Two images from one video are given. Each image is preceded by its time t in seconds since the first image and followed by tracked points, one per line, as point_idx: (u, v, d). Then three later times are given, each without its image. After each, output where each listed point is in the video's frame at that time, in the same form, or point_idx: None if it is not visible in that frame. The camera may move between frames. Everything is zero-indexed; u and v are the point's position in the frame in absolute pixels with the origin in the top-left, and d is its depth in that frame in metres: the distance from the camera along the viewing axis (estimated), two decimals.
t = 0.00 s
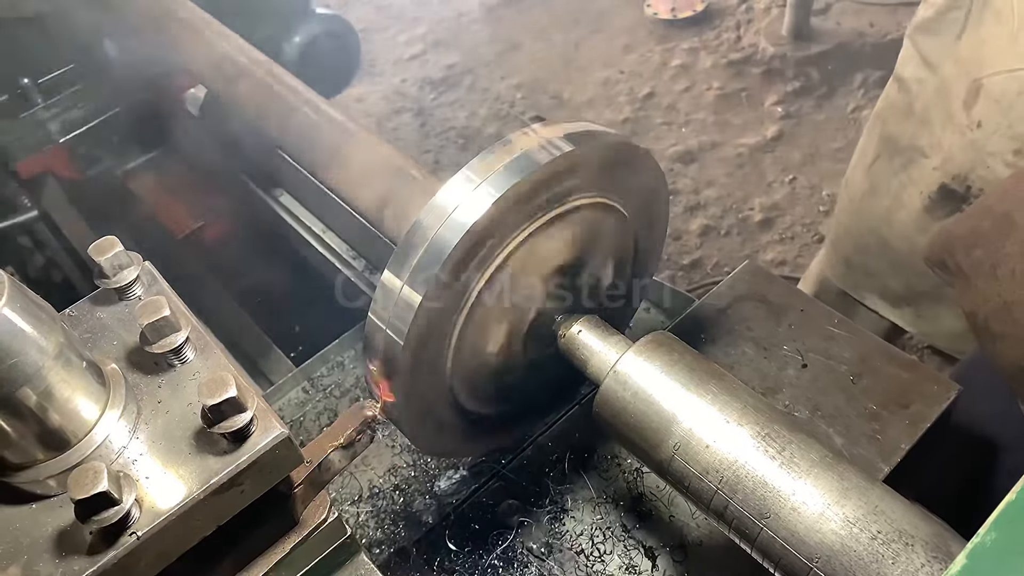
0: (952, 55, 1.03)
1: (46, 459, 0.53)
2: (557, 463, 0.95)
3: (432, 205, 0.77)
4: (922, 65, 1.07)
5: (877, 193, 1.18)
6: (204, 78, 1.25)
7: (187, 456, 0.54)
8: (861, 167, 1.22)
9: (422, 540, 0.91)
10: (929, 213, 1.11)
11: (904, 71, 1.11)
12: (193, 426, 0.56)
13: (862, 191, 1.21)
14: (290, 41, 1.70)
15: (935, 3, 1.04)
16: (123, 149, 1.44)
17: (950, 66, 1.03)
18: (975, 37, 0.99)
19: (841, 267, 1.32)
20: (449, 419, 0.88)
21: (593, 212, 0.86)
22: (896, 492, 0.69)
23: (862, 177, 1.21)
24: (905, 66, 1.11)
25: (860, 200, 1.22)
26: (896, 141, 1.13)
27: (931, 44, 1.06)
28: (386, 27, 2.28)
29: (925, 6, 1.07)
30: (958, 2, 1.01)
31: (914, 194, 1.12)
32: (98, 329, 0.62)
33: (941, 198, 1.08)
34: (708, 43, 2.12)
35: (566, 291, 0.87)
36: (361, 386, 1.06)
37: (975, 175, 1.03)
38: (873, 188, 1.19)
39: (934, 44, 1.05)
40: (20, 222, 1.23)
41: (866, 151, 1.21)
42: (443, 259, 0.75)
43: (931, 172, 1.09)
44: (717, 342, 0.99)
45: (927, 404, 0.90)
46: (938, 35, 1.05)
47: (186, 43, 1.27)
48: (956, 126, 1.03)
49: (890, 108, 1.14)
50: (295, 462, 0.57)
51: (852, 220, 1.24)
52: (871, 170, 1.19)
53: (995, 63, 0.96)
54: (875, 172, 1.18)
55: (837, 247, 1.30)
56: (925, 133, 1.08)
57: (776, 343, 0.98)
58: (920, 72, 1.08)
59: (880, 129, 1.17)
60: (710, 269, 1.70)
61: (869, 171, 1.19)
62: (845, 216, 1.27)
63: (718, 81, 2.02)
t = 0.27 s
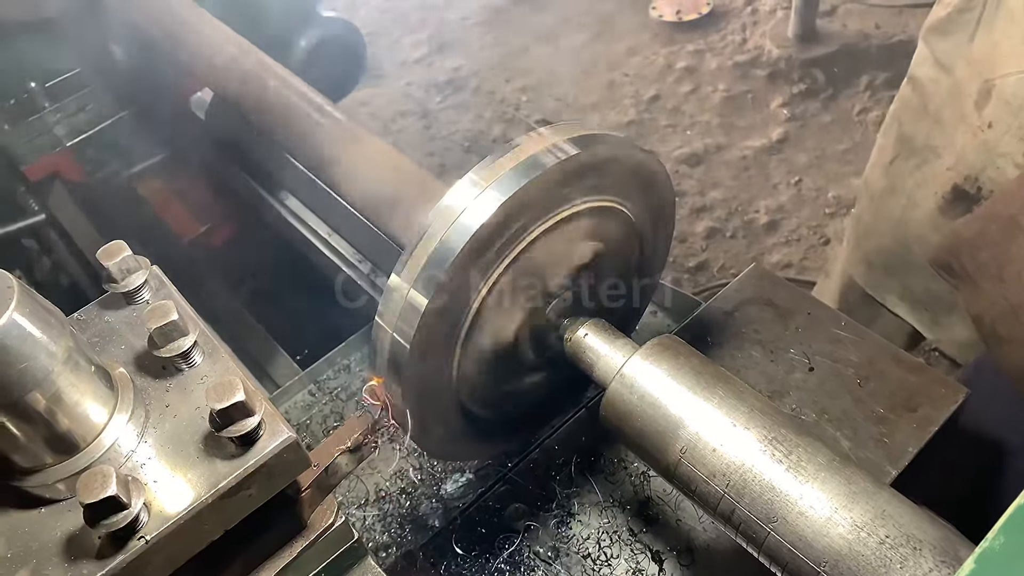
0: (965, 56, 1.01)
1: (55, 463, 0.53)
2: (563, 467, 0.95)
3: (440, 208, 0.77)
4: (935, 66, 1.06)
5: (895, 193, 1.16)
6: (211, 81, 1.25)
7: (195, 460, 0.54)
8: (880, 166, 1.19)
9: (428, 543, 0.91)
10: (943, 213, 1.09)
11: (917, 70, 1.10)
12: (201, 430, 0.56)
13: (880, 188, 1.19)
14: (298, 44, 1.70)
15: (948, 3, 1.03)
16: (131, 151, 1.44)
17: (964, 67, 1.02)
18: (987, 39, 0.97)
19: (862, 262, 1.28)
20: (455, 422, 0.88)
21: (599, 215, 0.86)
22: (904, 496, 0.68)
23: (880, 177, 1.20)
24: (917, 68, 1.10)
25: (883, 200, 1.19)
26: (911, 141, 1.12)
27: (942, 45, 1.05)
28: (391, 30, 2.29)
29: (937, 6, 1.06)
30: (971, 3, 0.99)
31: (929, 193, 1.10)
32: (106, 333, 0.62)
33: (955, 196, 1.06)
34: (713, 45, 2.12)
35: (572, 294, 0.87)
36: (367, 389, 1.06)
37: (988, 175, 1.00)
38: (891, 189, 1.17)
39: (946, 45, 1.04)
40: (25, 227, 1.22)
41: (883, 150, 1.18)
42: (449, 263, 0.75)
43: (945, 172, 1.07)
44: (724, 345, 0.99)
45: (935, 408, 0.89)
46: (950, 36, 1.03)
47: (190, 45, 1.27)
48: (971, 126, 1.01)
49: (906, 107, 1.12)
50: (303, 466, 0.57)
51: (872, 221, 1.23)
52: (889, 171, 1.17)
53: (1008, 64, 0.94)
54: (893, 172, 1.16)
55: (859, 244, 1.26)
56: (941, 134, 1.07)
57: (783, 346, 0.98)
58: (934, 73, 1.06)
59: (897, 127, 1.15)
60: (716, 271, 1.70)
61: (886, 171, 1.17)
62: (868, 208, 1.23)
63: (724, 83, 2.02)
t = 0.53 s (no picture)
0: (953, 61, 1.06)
1: (63, 466, 0.53)
2: (569, 471, 0.95)
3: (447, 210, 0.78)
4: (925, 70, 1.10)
5: (883, 195, 1.19)
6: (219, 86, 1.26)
7: (203, 464, 0.55)
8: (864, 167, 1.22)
9: (434, 547, 0.91)
10: (932, 214, 1.13)
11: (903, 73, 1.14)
12: (208, 433, 0.56)
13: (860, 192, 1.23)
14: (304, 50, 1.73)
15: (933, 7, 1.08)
16: (139, 157, 1.45)
17: (951, 72, 1.06)
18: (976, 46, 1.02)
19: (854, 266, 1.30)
20: (461, 426, 0.88)
21: (605, 219, 0.86)
22: (912, 499, 0.68)
23: (869, 180, 1.21)
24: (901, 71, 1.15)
25: (864, 203, 1.22)
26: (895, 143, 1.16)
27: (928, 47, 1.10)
28: (398, 35, 2.30)
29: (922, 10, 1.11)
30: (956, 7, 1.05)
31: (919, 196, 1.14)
32: (114, 337, 0.63)
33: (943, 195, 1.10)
34: (719, 49, 2.12)
35: (578, 298, 0.87)
36: (373, 393, 1.06)
37: (974, 175, 1.04)
38: (879, 191, 1.19)
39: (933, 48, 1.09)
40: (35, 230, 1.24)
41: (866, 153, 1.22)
42: (456, 265, 0.75)
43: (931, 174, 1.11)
44: (730, 349, 0.98)
45: (944, 412, 0.89)
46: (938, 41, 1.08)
47: (197, 48, 1.28)
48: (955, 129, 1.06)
49: (893, 110, 1.16)
50: (310, 469, 0.57)
51: (855, 221, 1.24)
52: (881, 173, 1.19)
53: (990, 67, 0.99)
54: (882, 174, 1.19)
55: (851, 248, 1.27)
56: (926, 137, 1.11)
57: (790, 350, 0.97)
58: (920, 78, 1.11)
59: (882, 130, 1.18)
60: (722, 276, 1.70)
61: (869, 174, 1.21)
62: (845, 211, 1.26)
63: (729, 87, 2.02)
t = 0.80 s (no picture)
0: (874, 57, 1.12)
1: (67, 465, 0.53)
2: (572, 470, 0.95)
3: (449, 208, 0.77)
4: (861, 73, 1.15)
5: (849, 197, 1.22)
6: (221, 86, 1.26)
7: (207, 463, 0.55)
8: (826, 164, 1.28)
9: (437, 546, 0.91)
10: (878, 204, 1.16)
11: (834, 76, 1.21)
12: (212, 432, 0.56)
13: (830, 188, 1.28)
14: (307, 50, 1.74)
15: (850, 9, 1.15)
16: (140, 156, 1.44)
17: (875, 68, 1.12)
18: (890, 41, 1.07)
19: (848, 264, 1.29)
20: (464, 425, 0.88)
21: (607, 218, 0.86)
22: (915, 498, 0.68)
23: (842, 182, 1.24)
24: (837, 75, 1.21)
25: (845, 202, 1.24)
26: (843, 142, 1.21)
27: (855, 49, 1.16)
28: (399, 35, 2.30)
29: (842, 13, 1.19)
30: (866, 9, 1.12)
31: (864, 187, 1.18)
32: (118, 335, 0.63)
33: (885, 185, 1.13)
34: (720, 48, 2.11)
35: (580, 297, 0.87)
36: (376, 392, 1.06)
37: (910, 166, 1.08)
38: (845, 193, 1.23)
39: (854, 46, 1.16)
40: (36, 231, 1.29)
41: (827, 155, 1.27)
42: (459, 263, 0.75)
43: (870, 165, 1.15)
44: (733, 349, 0.98)
45: (947, 412, 0.89)
46: (858, 39, 1.15)
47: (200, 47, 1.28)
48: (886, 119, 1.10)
49: (833, 110, 1.23)
50: (314, 468, 0.57)
51: (836, 220, 1.27)
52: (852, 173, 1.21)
53: (909, 59, 1.03)
54: (848, 175, 1.21)
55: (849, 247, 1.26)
56: (864, 131, 1.16)
57: (792, 350, 0.97)
58: (848, 76, 1.18)
59: (829, 130, 1.26)
60: (724, 275, 1.70)
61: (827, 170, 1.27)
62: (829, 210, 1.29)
63: (731, 87, 2.02)
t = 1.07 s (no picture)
0: (814, 64, 1.11)
1: (68, 467, 0.53)
2: (572, 471, 0.95)
3: (450, 210, 0.77)
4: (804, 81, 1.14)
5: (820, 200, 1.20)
6: (220, 86, 1.26)
7: (208, 465, 0.55)
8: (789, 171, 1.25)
9: (437, 547, 0.91)
10: (848, 203, 1.15)
11: (779, 86, 1.20)
12: (213, 435, 0.56)
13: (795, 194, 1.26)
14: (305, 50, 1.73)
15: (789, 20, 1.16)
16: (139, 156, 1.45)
17: (819, 75, 1.11)
18: (825, 47, 1.08)
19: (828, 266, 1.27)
20: (464, 425, 0.88)
21: (608, 219, 0.86)
22: (915, 499, 0.68)
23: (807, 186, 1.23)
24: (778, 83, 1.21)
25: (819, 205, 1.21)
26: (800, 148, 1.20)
27: (790, 56, 1.16)
28: (399, 35, 2.30)
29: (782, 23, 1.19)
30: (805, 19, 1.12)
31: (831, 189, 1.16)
32: (118, 337, 0.63)
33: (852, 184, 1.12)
34: (720, 49, 2.11)
35: (581, 298, 0.87)
36: (376, 393, 1.06)
37: (875, 162, 1.07)
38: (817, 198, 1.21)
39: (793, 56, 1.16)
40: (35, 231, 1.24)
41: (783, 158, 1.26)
42: (459, 265, 0.75)
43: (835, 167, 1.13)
44: (734, 349, 0.98)
45: (948, 413, 0.89)
46: (794, 49, 1.15)
47: (199, 46, 1.28)
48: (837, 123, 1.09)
49: (782, 120, 1.22)
50: (315, 470, 0.57)
51: (809, 222, 1.26)
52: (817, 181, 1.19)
53: (855, 61, 1.03)
54: (813, 181, 1.20)
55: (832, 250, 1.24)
56: (816, 134, 1.14)
57: (793, 351, 0.97)
58: (791, 85, 1.17)
59: (779, 137, 1.25)
60: (724, 275, 1.70)
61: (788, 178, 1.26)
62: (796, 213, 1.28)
63: (731, 87, 2.02)
